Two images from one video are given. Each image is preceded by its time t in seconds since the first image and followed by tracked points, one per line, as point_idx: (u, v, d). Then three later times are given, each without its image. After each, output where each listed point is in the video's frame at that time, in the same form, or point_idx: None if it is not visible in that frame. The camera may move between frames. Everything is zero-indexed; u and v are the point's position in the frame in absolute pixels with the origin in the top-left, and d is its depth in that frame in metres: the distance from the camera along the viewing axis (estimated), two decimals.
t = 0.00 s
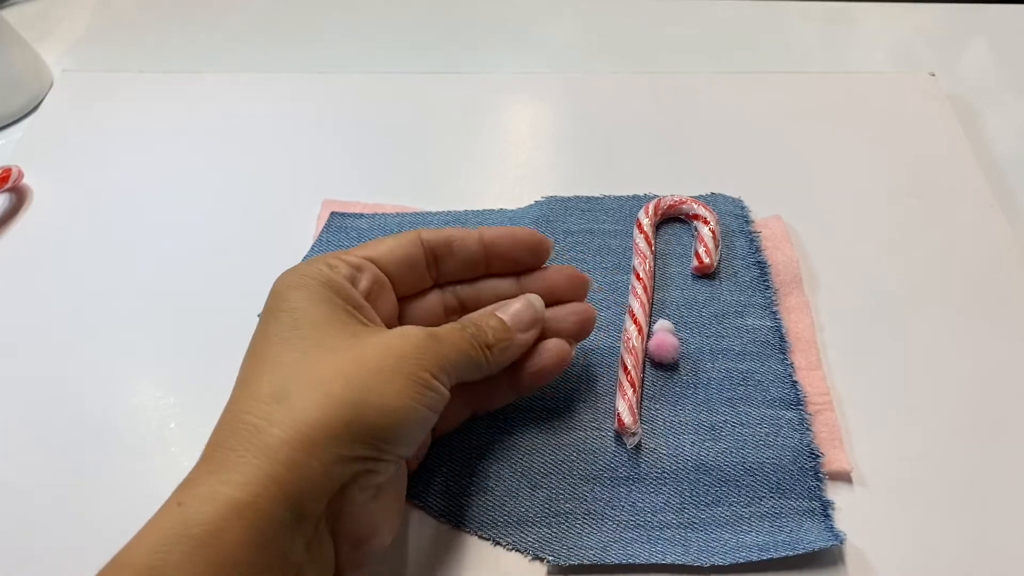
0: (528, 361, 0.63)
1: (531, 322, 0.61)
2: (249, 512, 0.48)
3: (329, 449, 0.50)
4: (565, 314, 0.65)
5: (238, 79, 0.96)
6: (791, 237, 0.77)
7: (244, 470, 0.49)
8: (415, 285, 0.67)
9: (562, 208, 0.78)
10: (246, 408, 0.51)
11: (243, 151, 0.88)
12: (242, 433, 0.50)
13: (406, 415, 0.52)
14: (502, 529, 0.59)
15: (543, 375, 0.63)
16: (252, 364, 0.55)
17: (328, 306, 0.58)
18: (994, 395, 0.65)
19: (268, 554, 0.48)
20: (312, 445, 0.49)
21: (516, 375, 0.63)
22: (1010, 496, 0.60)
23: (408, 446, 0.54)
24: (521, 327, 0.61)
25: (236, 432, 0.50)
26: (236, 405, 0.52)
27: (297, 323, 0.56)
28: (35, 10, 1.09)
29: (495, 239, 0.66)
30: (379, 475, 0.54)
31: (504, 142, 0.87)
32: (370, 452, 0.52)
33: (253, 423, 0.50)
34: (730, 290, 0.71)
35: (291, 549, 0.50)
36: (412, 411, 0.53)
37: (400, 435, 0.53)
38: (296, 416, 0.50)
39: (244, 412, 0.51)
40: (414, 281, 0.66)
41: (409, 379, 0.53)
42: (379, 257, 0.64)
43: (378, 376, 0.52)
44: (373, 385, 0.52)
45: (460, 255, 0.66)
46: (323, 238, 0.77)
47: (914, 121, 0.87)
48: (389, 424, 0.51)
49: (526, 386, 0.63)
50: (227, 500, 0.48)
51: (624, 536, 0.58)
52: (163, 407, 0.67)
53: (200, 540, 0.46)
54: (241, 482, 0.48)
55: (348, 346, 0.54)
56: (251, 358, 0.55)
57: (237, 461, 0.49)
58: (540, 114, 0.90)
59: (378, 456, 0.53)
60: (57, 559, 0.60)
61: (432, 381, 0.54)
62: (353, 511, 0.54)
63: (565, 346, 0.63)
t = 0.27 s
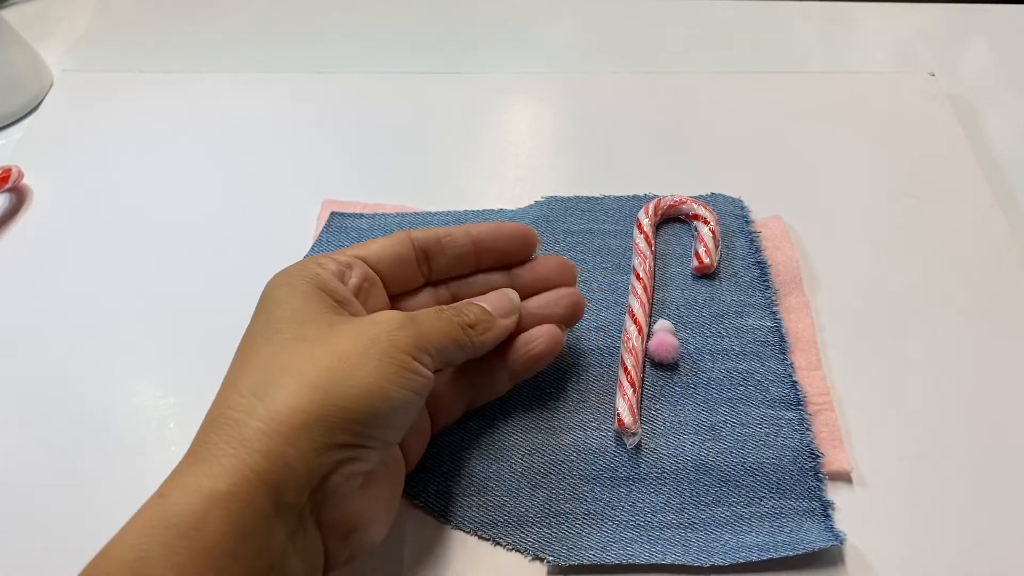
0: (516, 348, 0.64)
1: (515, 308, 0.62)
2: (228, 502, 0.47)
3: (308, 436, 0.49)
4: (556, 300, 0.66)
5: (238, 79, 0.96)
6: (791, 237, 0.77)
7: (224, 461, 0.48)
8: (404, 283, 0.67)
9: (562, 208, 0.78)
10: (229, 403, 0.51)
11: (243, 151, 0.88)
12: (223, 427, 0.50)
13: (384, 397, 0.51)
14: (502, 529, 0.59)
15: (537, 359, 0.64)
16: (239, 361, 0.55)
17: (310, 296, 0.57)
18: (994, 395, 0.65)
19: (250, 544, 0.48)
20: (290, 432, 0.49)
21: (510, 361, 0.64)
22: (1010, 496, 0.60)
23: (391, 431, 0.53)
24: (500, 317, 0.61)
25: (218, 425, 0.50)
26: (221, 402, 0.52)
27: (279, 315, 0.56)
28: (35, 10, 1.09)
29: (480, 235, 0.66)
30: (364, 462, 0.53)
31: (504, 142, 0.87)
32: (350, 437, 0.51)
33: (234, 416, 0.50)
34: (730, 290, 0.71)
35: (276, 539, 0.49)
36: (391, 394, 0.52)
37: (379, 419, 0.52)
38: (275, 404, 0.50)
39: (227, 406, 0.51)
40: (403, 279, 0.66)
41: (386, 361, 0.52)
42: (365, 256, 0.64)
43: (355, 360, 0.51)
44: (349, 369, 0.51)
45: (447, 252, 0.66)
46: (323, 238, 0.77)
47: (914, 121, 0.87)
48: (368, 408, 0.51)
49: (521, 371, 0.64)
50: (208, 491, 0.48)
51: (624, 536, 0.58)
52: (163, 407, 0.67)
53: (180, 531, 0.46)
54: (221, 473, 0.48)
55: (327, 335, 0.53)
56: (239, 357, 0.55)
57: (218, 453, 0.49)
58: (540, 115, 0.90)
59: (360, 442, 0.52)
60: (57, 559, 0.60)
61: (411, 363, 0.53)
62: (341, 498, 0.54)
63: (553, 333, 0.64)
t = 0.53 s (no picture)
0: (509, 335, 0.64)
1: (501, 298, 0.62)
2: (204, 494, 0.48)
3: (284, 428, 0.49)
4: (543, 285, 0.66)
5: (238, 79, 0.96)
6: (791, 237, 0.77)
7: (201, 454, 0.49)
8: (396, 287, 0.66)
9: (562, 208, 0.78)
10: (209, 397, 0.52)
11: (243, 151, 0.88)
12: (203, 420, 0.51)
13: (361, 388, 0.51)
14: (502, 529, 0.59)
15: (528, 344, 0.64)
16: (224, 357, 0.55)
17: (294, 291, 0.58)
18: (993, 395, 0.65)
19: (226, 535, 0.48)
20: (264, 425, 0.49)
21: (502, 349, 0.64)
22: (1010, 496, 0.60)
23: (370, 422, 0.53)
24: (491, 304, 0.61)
25: (198, 420, 0.51)
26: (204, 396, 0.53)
27: (263, 310, 0.56)
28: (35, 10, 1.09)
29: (470, 239, 0.66)
30: (344, 454, 0.53)
31: (504, 142, 0.87)
32: (327, 428, 0.51)
33: (213, 409, 0.51)
34: (730, 290, 0.71)
35: (257, 531, 0.50)
36: (368, 384, 0.51)
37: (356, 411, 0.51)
38: (252, 397, 0.50)
39: (208, 400, 0.52)
40: (394, 282, 0.66)
41: (363, 352, 0.51)
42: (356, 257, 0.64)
43: (332, 351, 0.51)
44: (326, 360, 0.51)
45: (438, 256, 0.66)
46: (323, 238, 0.77)
47: (914, 121, 0.87)
48: (345, 399, 0.50)
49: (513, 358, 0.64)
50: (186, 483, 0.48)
51: (623, 536, 0.58)
52: (163, 407, 0.67)
53: (157, 522, 0.47)
54: (198, 465, 0.48)
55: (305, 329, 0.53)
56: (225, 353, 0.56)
57: (196, 446, 0.49)
58: (540, 115, 0.90)
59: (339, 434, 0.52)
60: (57, 558, 0.60)
61: (389, 353, 0.52)
62: (323, 491, 0.53)
63: (545, 316, 0.64)
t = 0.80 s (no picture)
0: (504, 330, 0.64)
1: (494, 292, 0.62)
2: (198, 486, 0.48)
3: (277, 419, 0.49)
4: (539, 280, 0.66)
5: (237, 79, 0.96)
6: (791, 238, 0.77)
7: (195, 448, 0.49)
8: (393, 284, 0.66)
9: (562, 208, 0.78)
10: (203, 392, 0.52)
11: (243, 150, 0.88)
12: (197, 414, 0.51)
13: (354, 379, 0.51)
14: (502, 529, 0.59)
15: (525, 340, 0.64)
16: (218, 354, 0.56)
17: (289, 286, 0.58)
18: (993, 395, 0.65)
19: (220, 528, 0.48)
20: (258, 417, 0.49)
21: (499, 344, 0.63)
22: (1009, 496, 0.60)
23: (365, 414, 0.53)
24: (487, 297, 0.61)
25: (191, 414, 0.51)
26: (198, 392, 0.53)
27: (258, 305, 0.56)
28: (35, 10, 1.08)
29: (466, 234, 0.66)
30: (339, 446, 0.53)
31: (504, 142, 0.87)
32: (321, 420, 0.51)
33: (206, 404, 0.51)
34: (730, 290, 0.71)
35: (251, 524, 0.50)
36: (361, 375, 0.51)
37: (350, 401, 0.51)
38: (246, 389, 0.50)
39: (202, 395, 0.52)
40: (391, 279, 0.66)
41: (357, 343, 0.51)
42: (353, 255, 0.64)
43: (326, 343, 0.51)
44: (318, 352, 0.51)
45: (434, 252, 0.66)
46: (323, 238, 0.77)
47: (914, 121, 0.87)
48: (339, 390, 0.50)
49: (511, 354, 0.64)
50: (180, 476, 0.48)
51: (623, 536, 0.58)
52: (163, 407, 0.67)
53: (151, 516, 0.47)
54: (191, 459, 0.49)
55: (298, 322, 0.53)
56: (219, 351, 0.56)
57: (189, 440, 0.50)
58: (540, 115, 0.90)
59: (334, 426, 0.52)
60: (57, 558, 0.60)
61: (382, 343, 0.52)
62: (317, 483, 0.53)
63: (543, 308, 0.64)
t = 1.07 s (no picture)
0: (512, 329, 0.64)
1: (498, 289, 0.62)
2: (191, 480, 0.48)
3: (272, 412, 0.49)
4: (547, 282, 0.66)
5: (238, 79, 0.96)
6: (791, 238, 0.77)
7: (191, 441, 0.49)
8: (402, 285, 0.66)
9: (562, 208, 0.78)
10: (198, 388, 0.52)
11: (244, 151, 0.88)
12: (192, 409, 0.51)
13: (351, 370, 0.51)
14: (503, 529, 0.59)
15: (536, 338, 0.64)
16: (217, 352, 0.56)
17: (291, 284, 0.58)
18: (993, 395, 0.65)
19: (214, 522, 0.48)
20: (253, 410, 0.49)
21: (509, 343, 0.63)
22: (1009, 496, 0.60)
23: (361, 406, 0.53)
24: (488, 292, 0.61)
25: (189, 409, 0.51)
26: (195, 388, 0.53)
27: (260, 304, 0.57)
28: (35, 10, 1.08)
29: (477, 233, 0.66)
30: (334, 438, 0.53)
31: (504, 142, 0.87)
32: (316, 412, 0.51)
33: (201, 399, 0.51)
34: (730, 290, 0.71)
35: (245, 517, 0.49)
36: (358, 369, 0.51)
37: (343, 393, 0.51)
38: (244, 384, 0.50)
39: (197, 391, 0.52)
40: (400, 280, 0.66)
41: (352, 336, 0.51)
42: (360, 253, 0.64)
43: (323, 336, 0.51)
44: (316, 345, 0.51)
45: (444, 250, 0.66)
46: (323, 238, 0.77)
47: (914, 121, 0.87)
48: (335, 383, 0.51)
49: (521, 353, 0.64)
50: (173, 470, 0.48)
51: (623, 536, 0.58)
52: (163, 407, 0.67)
53: (145, 509, 0.47)
54: (185, 452, 0.49)
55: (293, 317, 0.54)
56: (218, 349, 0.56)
57: (184, 434, 0.50)
58: (541, 115, 0.90)
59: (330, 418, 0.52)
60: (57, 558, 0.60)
61: (379, 335, 0.52)
62: (312, 477, 0.53)
63: (553, 307, 0.64)
